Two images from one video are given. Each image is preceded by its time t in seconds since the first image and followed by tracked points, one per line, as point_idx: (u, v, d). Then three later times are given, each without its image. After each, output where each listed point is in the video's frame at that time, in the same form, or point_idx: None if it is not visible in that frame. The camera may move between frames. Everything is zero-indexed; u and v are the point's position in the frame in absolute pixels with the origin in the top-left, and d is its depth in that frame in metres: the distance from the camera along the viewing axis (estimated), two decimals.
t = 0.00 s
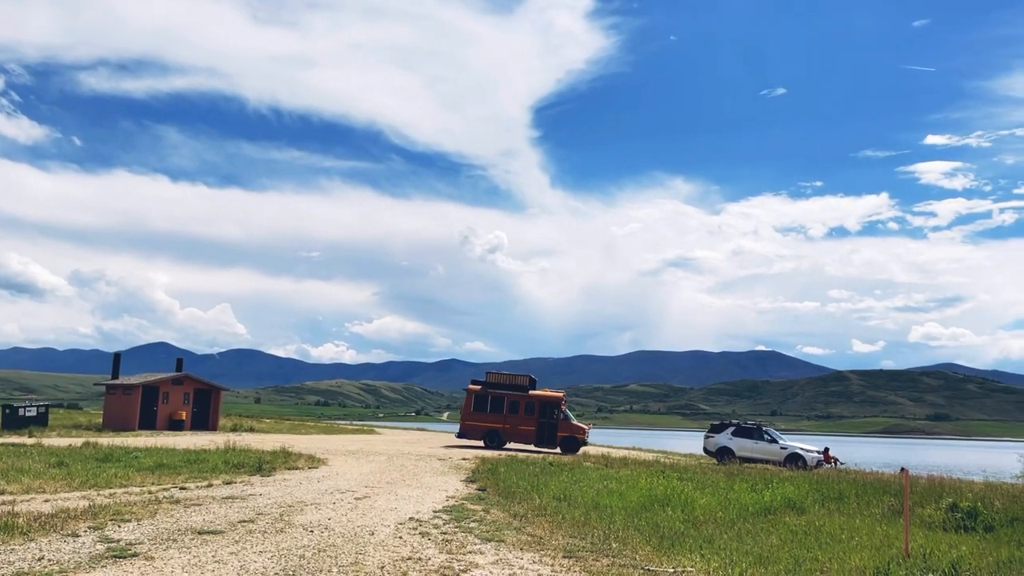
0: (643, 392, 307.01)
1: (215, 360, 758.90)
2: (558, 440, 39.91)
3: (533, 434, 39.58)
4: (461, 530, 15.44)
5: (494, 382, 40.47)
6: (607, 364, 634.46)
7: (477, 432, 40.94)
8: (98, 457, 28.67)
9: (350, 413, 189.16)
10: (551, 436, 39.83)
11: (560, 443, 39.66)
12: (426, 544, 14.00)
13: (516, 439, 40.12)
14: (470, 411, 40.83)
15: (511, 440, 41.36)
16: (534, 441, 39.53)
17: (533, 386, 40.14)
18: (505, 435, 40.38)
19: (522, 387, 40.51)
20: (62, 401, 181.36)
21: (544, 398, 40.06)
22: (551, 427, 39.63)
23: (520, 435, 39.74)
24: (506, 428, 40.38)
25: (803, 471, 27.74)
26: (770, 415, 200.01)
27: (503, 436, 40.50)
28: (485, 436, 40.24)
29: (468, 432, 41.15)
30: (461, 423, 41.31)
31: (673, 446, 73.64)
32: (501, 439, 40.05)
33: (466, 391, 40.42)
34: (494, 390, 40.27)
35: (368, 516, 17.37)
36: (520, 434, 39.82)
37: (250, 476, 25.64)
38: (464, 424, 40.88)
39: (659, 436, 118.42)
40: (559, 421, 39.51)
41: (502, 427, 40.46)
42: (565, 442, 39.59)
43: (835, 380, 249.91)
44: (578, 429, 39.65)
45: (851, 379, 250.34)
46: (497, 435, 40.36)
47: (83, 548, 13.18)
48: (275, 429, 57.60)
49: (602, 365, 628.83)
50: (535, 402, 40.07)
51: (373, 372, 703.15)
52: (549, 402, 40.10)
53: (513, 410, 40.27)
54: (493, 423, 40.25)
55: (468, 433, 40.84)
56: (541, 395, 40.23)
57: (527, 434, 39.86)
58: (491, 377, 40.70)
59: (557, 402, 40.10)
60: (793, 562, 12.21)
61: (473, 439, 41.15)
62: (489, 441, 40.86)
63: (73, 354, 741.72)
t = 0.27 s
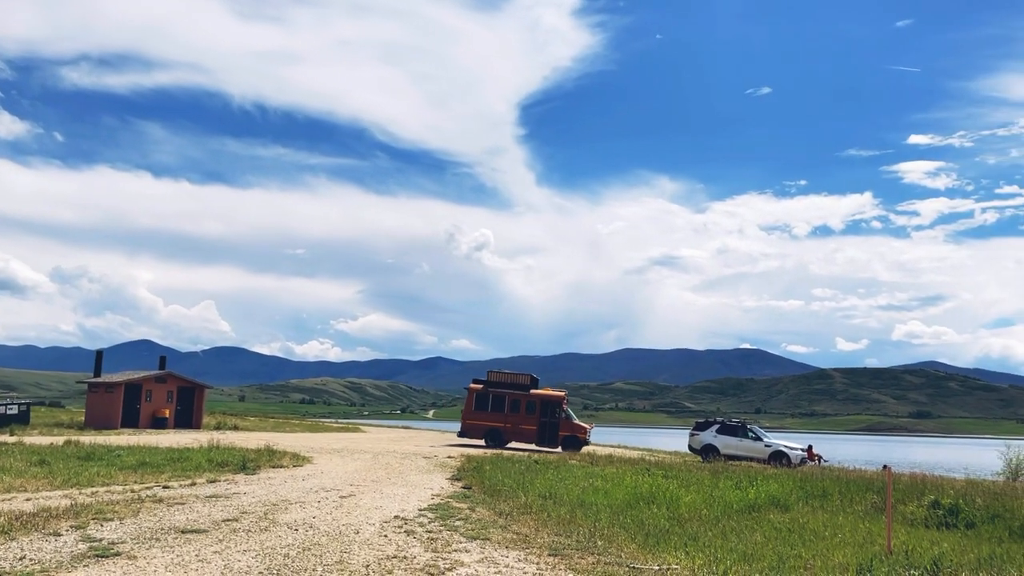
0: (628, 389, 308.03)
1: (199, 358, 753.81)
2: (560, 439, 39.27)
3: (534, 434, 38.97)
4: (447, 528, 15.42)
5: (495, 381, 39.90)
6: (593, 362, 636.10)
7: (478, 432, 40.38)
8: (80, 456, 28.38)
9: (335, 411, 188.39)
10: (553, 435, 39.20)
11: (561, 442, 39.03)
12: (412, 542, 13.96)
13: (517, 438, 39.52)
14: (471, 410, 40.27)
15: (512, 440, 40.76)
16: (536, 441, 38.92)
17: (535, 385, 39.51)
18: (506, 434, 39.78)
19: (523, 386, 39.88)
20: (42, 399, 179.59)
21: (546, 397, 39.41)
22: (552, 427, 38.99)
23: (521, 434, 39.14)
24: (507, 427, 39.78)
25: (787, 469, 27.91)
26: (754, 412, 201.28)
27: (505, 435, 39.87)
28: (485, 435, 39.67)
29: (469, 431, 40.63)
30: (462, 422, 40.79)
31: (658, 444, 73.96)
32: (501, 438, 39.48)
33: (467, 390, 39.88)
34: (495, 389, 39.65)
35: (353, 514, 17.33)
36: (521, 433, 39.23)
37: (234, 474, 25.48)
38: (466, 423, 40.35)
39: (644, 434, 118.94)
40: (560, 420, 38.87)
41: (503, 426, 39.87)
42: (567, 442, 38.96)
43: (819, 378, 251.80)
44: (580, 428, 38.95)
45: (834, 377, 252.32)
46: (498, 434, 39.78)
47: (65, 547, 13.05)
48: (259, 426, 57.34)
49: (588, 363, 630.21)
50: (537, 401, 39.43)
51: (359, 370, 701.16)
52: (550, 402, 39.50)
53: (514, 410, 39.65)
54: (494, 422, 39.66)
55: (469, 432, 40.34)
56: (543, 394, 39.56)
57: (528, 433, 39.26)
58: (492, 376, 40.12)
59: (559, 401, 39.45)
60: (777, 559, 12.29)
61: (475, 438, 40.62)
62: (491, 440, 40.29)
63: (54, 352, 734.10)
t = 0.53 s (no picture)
0: (615, 387, 308.88)
1: (184, 356, 748.91)
2: (563, 439, 38.77)
3: (536, 433, 38.58)
4: (433, 526, 15.42)
5: (497, 380, 39.51)
6: (580, 360, 637.31)
7: (481, 431, 39.97)
8: (63, 455, 28.11)
9: (321, 409, 187.88)
10: (555, 434, 38.70)
11: (564, 442, 38.51)
12: (398, 540, 13.94)
13: (519, 438, 39.07)
14: (473, 409, 39.86)
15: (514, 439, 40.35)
16: (538, 441, 38.42)
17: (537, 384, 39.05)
18: (508, 433, 39.38)
19: (526, 385, 39.44)
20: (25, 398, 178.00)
21: (549, 396, 38.93)
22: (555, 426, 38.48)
23: (523, 434, 38.68)
24: (509, 426, 39.32)
25: (772, 467, 28.06)
26: (740, 410, 202.41)
27: (508, 434, 39.43)
28: (488, 435, 39.24)
29: (472, 430, 40.23)
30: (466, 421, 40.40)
31: (646, 442, 74.17)
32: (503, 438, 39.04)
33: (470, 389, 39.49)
34: (498, 388, 39.22)
35: (339, 512, 17.28)
36: (523, 432, 38.78)
37: (219, 473, 25.34)
38: (469, 422, 39.96)
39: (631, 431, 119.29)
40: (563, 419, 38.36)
41: (506, 425, 39.41)
42: (569, 441, 38.60)
43: (805, 376, 253.67)
44: (583, 428, 38.37)
45: (820, 374, 254.31)
46: (500, 434, 39.34)
47: (48, 547, 12.94)
48: (245, 425, 57.02)
49: (575, 361, 631.58)
50: (539, 400, 38.96)
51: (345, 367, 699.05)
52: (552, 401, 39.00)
53: (516, 409, 39.19)
54: (496, 421, 39.23)
55: (472, 432, 39.95)
56: (546, 393, 39.08)
57: (530, 432, 38.80)
58: (495, 375, 39.73)
59: (561, 399, 38.96)
60: (762, 556, 12.37)
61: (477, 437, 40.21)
62: (493, 440, 39.85)
63: (37, 350, 727.15)
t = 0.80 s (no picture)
0: (602, 385, 309.70)
1: (169, 354, 744.04)
2: (565, 437, 38.17)
3: (538, 432, 37.93)
4: (421, 524, 15.38)
5: (500, 379, 38.94)
6: (567, 358, 638.65)
7: (484, 430, 39.40)
8: (47, 454, 27.82)
9: (306, 407, 187.07)
10: (557, 433, 38.11)
11: (566, 441, 37.94)
12: (385, 539, 13.92)
13: (522, 436, 38.50)
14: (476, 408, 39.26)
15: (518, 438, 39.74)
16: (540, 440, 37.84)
17: (540, 382, 38.48)
18: (511, 432, 38.79)
19: (528, 384, 38.89)
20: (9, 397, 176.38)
21: (551, 395, 38.36)
22: (558, 425, 37.95)
23: (526, 433, 38.11)
24: (512, 425, 38.73)
25: (758, 464, 28.19)
26: (726, 407, 203.52)
27: (510, 433, 38.84)
28: (490, 434, 38.66)
29: (474, 429, 39.66)
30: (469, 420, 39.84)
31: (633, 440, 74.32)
32: (507, 437, 38.44)
33: (473, 388, 38.90)
34: (500, 387, 38.68)
35: (325, 511, 17.20)
36: (526, 432, 38.21)
37: (205, 472, 25.19)
38: (472, 422, 39.39)
39: (618, 430, 119.56)
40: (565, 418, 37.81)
41: (508, 424, 38.81)
42: (571, 440, 37.93)
43: (790, 373, 255.09)
44: (585, 427, 37.67)
45: (805, 372, 255.82)
46: (503, 433, 38.75)
47: (32, 547, 12.80)
48: (231, 423, 56.72)
49: (562, 359, 632.37)
50: (541, 398, 38.37)
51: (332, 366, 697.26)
52: (555, 400, 38.38)
53: (519, 408, 38.60)
54: (499, 420, 38.63)
55: (475, 431, 39.39)
56: (548, 391, 38.47)
57: (532, 431, 38.23)
58: (499, 373, 39.20)
59: (563, 398, 38.42)
60: (748, 553, 12.41)
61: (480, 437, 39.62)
62: (497, 439, 39.23)
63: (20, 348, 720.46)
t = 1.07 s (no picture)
0: (589, 382, 310.48)
1: (154, 352, 738.85)
2: (567, 437, 37.49)
3: (540, 431, 37.18)
4: (407, 522, 15.34)
5: (502, 378, 38.17)
6: (554, 356, 639.68)
7: (484, 429, 38.51)
8: (29, 453, 27.54)
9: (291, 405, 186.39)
10: (559, 432, 37.39)
11: (568, 440, 37.24)
12: (372, 537, 13.87)
13: (523, 436, 37.71)
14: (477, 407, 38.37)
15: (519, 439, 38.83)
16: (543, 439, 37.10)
17: (543, 380, 37.79)
18: (513, 432, 37.86)
19: (530, 383, 38.16)
20: None
21: (553, 394, 37.68)
22: (560, 424, 37.22)
23: (528, 432, 37.34)
24: (513, 424, 37.93)
25: (743, 461, 28.31)
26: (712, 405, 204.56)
27: (513, 433, 37.95)
28: (492, 434, 37.79)
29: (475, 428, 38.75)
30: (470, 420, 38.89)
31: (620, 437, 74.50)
32: (509, 437, 37.60)
33: (476, 387, 37.99)
34: (502, 385, 37.85)
35: (311, 510, 17.11)
36: (528, 431, 37.43)
37: (190, 471, 25.01)
38: (473, 422, 38.48)
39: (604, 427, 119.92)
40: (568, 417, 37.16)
41: (510, 424, 38.00)
42: (574, 439, 37.23)
43: (776, 371, 256.65)
44: (587, 426, 37.10)
45: (790, 369, 257.44)
46: (504, 433, 37.91)
47: (14, 547, 12.68)
48: (216, 422, 56.35)
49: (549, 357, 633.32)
50: (544, 397, 37.63)
51: (319, 364, 694.98)
52: (557, 399, 37.67)
53: (521, 407, 37.80)
54: (501, 420, 37.78)
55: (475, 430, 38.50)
56: (550, 390, 37.79)
57: (534, 431, 37.46)
58: (500, 372, 38.40)
59: (566, 397, 37.74)
60: (734, 550, 12.47)
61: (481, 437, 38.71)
62: (498, 439, 38.38)
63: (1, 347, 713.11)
